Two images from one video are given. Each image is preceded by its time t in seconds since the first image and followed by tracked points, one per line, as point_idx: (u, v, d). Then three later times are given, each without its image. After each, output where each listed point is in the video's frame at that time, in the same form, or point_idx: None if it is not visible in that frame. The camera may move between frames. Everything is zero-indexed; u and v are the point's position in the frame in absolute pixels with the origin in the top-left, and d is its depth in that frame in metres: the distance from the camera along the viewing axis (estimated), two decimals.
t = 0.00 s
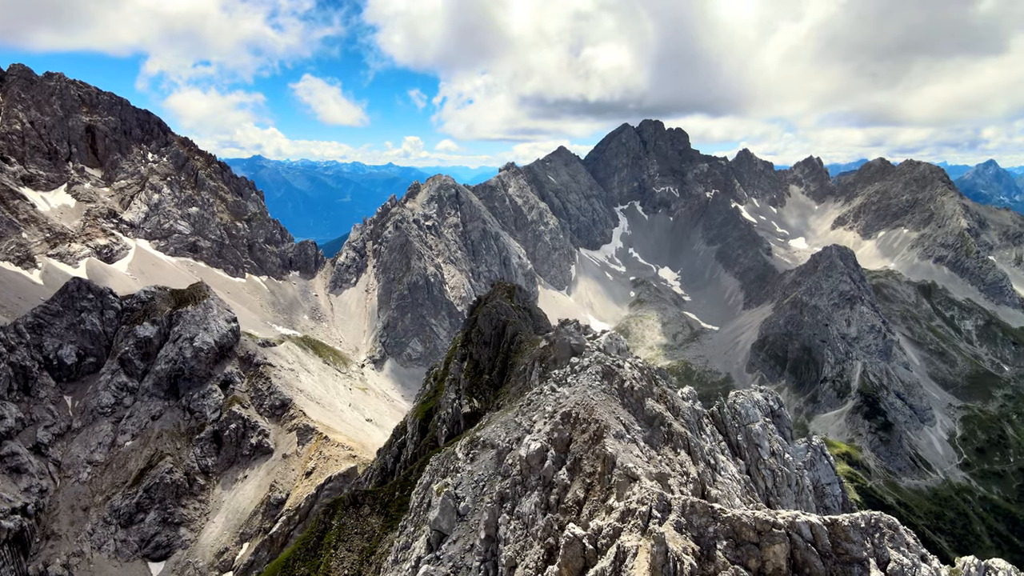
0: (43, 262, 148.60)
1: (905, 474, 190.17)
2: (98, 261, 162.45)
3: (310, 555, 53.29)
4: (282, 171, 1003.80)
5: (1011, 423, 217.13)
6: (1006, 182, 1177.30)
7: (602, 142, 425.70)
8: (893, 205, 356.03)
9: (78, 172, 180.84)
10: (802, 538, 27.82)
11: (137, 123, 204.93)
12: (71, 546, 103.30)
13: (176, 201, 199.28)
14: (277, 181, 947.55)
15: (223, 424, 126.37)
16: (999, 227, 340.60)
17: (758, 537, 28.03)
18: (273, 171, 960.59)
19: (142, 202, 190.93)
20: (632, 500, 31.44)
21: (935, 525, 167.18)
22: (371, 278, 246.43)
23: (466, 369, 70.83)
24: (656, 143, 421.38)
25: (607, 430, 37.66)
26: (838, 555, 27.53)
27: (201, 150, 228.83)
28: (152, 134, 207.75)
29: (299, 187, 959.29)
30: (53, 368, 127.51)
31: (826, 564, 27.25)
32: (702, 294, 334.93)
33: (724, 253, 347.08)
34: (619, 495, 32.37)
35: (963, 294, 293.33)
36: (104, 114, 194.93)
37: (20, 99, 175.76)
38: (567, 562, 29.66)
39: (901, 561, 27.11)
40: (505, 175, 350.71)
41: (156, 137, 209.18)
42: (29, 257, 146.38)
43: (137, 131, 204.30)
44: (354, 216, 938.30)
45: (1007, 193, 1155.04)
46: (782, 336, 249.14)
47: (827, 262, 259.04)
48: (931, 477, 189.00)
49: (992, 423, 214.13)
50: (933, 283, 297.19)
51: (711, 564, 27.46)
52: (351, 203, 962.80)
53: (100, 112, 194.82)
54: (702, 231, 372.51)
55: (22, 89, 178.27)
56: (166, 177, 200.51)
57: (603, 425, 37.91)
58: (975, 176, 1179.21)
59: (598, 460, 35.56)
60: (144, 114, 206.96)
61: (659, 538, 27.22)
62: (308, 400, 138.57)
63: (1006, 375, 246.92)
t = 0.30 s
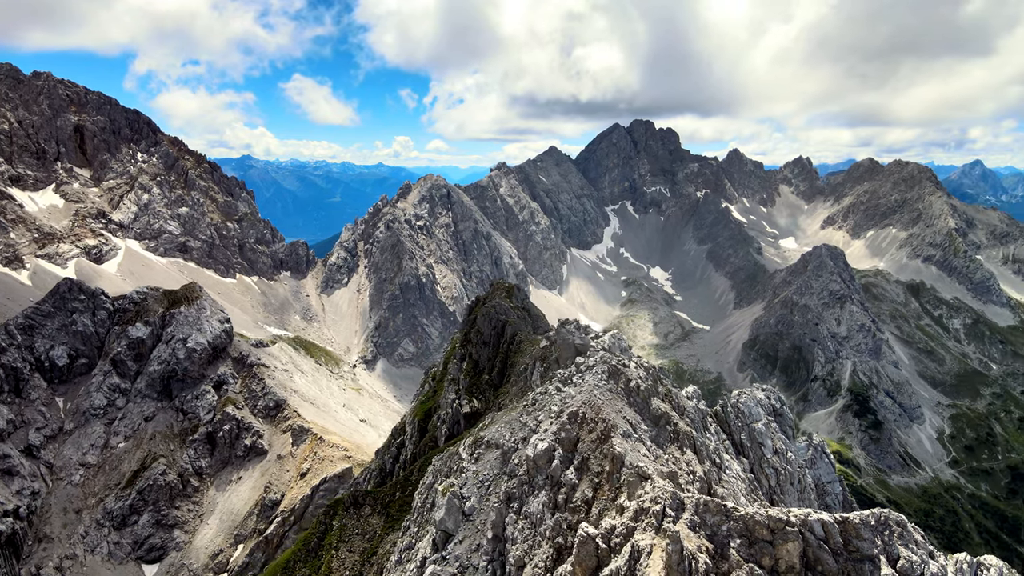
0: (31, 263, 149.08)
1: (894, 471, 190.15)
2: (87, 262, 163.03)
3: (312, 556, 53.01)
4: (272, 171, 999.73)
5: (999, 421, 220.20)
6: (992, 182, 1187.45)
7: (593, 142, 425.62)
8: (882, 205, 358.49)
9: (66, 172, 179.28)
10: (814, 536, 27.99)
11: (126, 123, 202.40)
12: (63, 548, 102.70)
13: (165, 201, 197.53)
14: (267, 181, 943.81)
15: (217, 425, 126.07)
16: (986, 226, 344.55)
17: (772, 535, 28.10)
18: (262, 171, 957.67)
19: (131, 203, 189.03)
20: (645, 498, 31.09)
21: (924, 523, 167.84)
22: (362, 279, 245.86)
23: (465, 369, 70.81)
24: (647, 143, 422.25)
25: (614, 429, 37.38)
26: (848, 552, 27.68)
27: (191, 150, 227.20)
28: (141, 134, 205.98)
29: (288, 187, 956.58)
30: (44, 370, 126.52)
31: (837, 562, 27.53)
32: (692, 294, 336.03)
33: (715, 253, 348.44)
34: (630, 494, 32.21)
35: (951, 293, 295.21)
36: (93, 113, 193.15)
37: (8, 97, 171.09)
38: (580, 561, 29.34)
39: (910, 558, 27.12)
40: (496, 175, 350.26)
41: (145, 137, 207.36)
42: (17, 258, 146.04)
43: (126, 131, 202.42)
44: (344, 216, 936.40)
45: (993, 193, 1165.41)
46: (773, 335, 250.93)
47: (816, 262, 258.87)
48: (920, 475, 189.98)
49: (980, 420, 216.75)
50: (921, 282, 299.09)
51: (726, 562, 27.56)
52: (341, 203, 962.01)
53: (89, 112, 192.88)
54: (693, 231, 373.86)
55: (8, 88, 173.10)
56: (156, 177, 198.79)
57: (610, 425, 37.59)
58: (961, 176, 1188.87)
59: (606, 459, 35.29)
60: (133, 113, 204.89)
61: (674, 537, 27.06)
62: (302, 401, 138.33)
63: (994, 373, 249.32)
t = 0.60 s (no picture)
0: (19, 263, 143.82)
1: (884, 469, 190.39)
2: (75, 262, 158.91)
3: (313, 557, 52.78)
4: (261, 171, 995.57)
5: (986, 418, 223.17)
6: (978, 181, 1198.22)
7: (584, 142, 425.60)
8: (871, 204, 360.81)
9: (54, 172, 177.21)
10: (826, 533, 27.63)
11: (114, 123, 200.29)
12: (56, 551, 102.50)
13: (155, 201, 195.67)
14: (256, 180, 939.05)
15: (211, 426, 125.40)
16: (973, 225, 348.27)
17: (785, 533, 27.73)
18: (252, 171, 953.17)
19: (120, 202, 187.09)
20: (658, 497, 30.86)
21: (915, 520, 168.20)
22: (354, 279, 245.17)
23: (465, 369, 70.82)
24: (637, 143, 422.87)
25: (622, 429, 37.23)
26: (859, 549, 27.44)
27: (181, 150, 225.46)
28: (130, 133, 203.49)
29: (278, 187, 952.82)
30: (36, 371, 125.63)
31: (849, 559, 27.28)
32: (683, 293, 336.76)
33: (706, 252, 349.70)
34: (641, 493, 32.02)
35: (939, 292, 297.21)
36: (81, 112, 190.46)
37: None
38: (594, 560, 28.99)
39: (921, 555, 27.12)
40: (487, 175, 349.45)
41: (134, 136, 204.99)
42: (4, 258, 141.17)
43: (115, 130, 200.05)
44: (334, 216, 934.49)
45: (978, 192, 1176.82)
46: (764, 334, 251.89)
47: (807, 261, 263.64)
48: (910, 472, 191.01)
49: (968, 418, 218.56)
50: (910, 281, 300.86)
51: (740, 560, 27.26)
52: (331, 203, 960.15)
53: (78, 111, 190.18)
54: (683, 230, 374.90)
55: None
56: (145, 176, 196.84)
57: (618, 424, 37.44)
58: (948, 175, 1196.97)
59: (614, 458, 35.09)
60: (122, 113, 202.77)
61: (688, 535, 26.77)
62: (296, 402, 137.89)
63: (982, 371, 251.84)
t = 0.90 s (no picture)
0: (6, 263, 142.46)
1: (875, 467, 190.96)
2: (64, 262, 157.62)
3: (313, 558, 52.56)
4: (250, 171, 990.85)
5: (975, 416, 225.77)
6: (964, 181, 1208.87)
7: (575, 142, 425.53)
8: (860, 203, 363.09)
9: (42, 172, 176.07)
10: (838, 530, 27.14)
11: (103, 122, 198.56)
12: (49, 554, 102.25)
13: (145, 201, 193.89)
14: (245, 180, 933.92)
15: (205, 427, 124.77)
16: (960, 224, 351.02)
17: (798, 530, 27.20)
18: (241, 171, 948.13)
19: (110, 202, 185.33)
20: (671, 495, 30.46)
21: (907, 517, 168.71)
22: (345, 279, 244.27)
23: (465, 368, 70.79)
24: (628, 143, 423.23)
25: (629, 427, 36.95)
26: (870, 546, 27.09)
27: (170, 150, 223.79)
28: (119, 133, 201.70)
29: (267, 187, 948.79)
30: (27, 372, 125.08)
31: (860, 555, 26.85)
32: (674, 292, 337.38)
33: (697, 252, 350.86)
34: (652, 491, 31.69)
35: (927, 291, 299.48)
36: (69, 112, 188.66)
37: None
38: (607, 559, 28.65)
39: (929, 551, 27.34)
40: (478, 175, 348.60)
41: (123, 136, 203.22)
42: None
43: (104, 129, 198.14)
44: (323, 216, 932.11)
45: (964, 191, 1187.64)
46: (755, 333, 252.55)
47: (797, 259, 265.03)
48: (900, 470, 192.08)
49: (957, 416, 220.28)
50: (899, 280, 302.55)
51: (753, 557, 26.66)
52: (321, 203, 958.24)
53: (66, 110, 188.48)
54: (674, 229, 376.09)
55: None
56: (135, 176, 195.00)
57: (625, 423, 37.14)
58: (935, 175, 1206.38)
59: (622, 457, 34.78)
60: (111, 112, 201.03)
61: (703, 533, 26.39)
62: (290, 402, 137.41)
63: (970, 369, 254.36)
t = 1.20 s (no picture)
0: None
1: (864, 465, 192.57)
2: (53, 263, 156.68)
3: (315, 559, 52.42)
4: (239, 171, 986.05)
5: (964, 414, 227.52)
6: (951, 181, 1217.80)
7: (566, 142, 425.46)
8: (849, 203, 365.36)
9: (30, 172, 174.94)
10: (849, 528, 27.09)
11: (92, 122, 196.85)
12: (41, 557, 101.88)
13: (134, 201, 192.53)
14: (234, 180, 929.11)
15: (198, 429, 124.14)
16: (948, 224, 353.17)
17: (810, 528, 27.05)
18: (230, 171, 943.76)
19: (99, 203, 183.98)
20: (683, 493, 30.14)
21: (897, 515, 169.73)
22: (336, 279, 243.28)
23: (464, 369, 70.66)
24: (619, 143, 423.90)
25: (636, 427, 36.87)
26: (880, 543, 27.11)
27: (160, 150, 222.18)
28: (108, 133, 200.25)
29: (257, 187, 944.61)
30: (18, 374, 124.20)
31: (873, 553, 26.80)
32: (665, 292, 338.54)
33: (687, 252, 352.00)
34: (663, 491, 31.38)
35: (916, 291, 301.65)
36: (57, 111, 187.25)
37: None
38: (620, 558, 28.08)
39: (936, 548, 27.32)
40: (469, 175, 347.87)
41: (112, 136, 200.83)
42: None
43: (92, 129, 196.57)
44: (313, 217, 930.01)
45: (951, 191, 1197.98)
46: (745, 333, 254.47)
47: (788, 259, 266.08)
48: (889, 468, 193.38)
49: (945, 414, 222.15)
50: (888, 279, 304.36)
51: (766, 556, 26.47)
52: (310, 204, 956.14)
53: (54, 110, 186.88)
54: (665, 230, 377.43)
55: None
56: (124, 176, 193.60)
57: (632, 423, 37.08)
58: (922, 175, 1215.19)
59: (630, 456, 34.79)
60: (100, 112, 199.51)
61: (718, 531, 25.87)
62: (284, 403, 136.94)
63: (958, 368, 256.29)
